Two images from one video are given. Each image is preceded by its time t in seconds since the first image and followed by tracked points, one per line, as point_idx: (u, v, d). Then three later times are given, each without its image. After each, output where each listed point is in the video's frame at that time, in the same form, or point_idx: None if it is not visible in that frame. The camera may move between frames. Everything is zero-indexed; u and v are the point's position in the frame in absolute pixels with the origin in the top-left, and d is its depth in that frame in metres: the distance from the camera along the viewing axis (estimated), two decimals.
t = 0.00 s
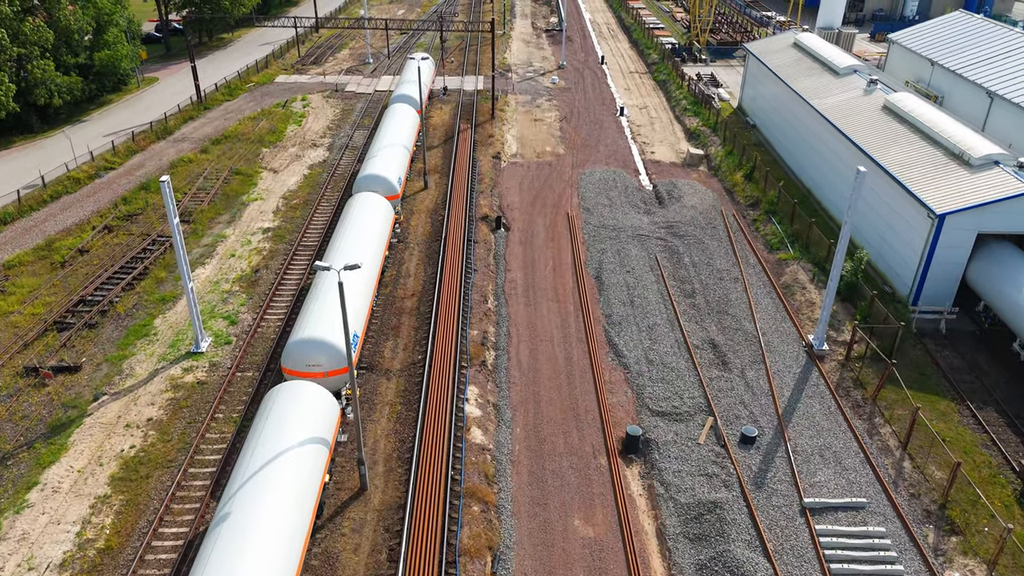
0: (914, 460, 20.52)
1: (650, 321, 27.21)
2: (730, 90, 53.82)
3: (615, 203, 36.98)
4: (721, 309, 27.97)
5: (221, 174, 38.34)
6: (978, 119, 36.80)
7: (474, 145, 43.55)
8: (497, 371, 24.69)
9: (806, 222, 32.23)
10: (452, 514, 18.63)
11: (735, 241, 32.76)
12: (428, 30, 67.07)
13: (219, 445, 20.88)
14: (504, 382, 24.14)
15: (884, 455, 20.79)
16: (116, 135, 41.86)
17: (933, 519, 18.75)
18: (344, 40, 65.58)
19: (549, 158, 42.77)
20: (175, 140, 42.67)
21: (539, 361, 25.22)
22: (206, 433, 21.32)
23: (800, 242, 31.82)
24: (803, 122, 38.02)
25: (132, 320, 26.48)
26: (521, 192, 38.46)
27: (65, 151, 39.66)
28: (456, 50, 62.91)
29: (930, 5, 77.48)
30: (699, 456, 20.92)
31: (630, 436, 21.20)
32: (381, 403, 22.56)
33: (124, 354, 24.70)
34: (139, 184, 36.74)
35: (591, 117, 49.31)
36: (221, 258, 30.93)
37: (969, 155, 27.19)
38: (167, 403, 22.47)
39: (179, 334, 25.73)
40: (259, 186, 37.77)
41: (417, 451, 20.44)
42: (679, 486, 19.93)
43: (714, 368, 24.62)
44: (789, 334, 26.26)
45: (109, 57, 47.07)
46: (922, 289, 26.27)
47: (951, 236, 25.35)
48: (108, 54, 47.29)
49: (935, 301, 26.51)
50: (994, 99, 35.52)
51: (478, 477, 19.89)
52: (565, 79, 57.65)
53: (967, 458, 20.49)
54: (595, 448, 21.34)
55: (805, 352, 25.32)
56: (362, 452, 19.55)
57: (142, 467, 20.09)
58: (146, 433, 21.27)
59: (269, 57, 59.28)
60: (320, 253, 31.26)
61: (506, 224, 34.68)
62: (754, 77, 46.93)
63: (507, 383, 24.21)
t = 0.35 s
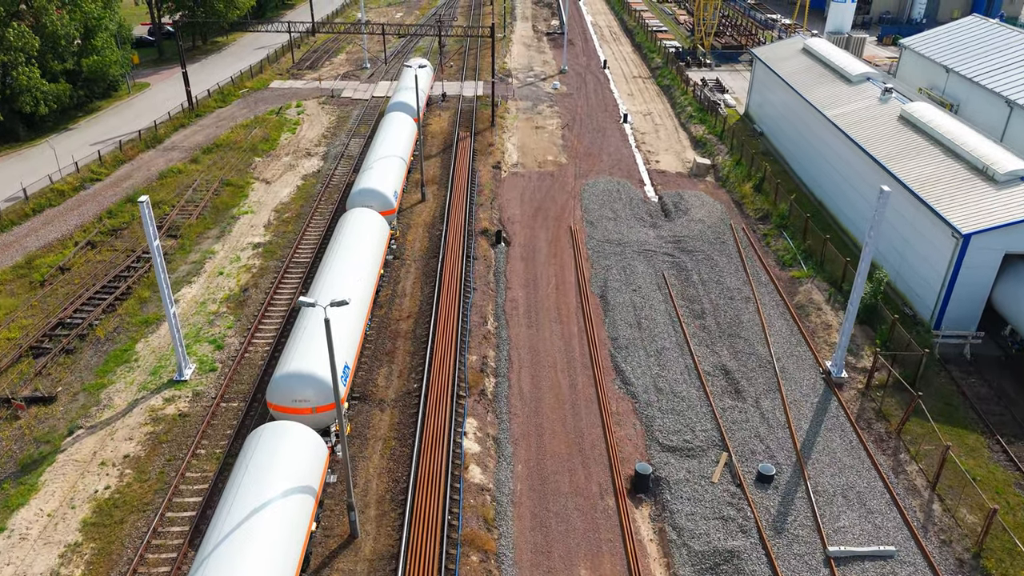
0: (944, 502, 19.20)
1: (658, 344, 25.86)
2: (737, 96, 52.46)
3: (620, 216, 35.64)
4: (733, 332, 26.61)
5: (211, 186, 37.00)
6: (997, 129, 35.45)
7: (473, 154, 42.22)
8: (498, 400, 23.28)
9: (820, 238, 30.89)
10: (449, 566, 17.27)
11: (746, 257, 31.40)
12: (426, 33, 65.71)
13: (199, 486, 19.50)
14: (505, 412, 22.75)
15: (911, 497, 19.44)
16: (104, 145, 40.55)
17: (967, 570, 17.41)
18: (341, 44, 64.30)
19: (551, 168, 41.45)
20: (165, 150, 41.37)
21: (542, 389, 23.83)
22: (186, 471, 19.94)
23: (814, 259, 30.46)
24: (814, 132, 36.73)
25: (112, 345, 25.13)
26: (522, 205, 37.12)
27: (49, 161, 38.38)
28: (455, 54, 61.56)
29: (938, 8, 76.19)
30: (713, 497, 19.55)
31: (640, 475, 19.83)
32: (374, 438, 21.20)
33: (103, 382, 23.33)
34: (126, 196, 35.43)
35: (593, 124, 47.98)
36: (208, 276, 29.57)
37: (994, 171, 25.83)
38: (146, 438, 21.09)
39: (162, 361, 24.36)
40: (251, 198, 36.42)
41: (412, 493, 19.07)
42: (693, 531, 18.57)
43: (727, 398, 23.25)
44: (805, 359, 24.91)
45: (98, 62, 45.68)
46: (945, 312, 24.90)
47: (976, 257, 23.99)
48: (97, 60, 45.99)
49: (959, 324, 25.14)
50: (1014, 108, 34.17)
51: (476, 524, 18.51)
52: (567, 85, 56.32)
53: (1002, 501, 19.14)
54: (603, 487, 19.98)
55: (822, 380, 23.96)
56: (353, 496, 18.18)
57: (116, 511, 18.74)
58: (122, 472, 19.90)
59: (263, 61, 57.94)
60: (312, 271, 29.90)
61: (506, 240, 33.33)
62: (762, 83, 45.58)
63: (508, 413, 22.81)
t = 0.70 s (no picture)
0: (978, 549, 17.93)
1: (667, 370, 24.51)
2: (743, 102, 51.14)
3: (625, 229, 34.32)
4: (746, 355, 25.28)
5: (201, 198, 35.69)
6: (1016, 140, 34.15)
7: (473, 164, 40.91)
8: (499, 431, 21.97)
9: (835, 254, 29.54)
10: None
11: (757, 274, 30.07)
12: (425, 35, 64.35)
13: (178, 531, 18.17)
14: (507, 445, 21.43)
15: (943, 543, 18.14)
16: (90, 154, 39.27)
17: None
18: (338, 48, 63.00)
19: (553, 178, 40.13)
20: (154, 159, 40.06)
21: (545, 419, 22.49)
22: (165, 514, 18.62)
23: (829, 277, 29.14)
24: (827, 141, 35.37)
25: (91, 372, 23.80)
26: (523, 217, 35.81)
27: (33, 172, 37.10)
28: (454, 58, 60.26)
29: (946, 11, 74.85)
30: (730, 542, 18.23)
31: (651, 518, 18.48)
32: (367, 475, 19.90)
33: (79, 414, 22.00)
34: (111, 209, 34.12)
35: (596, 131, 46.68)
36: (195, 295, 28.23)
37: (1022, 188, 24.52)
38: (123, 477, 19.76)
39: (143, 390, 23.03)
40: (241, 210, 35.10)
41: (407, 543, 17.65)
42: None
43: (742, 430, 21.91)
44: (823, 387, 23.60)
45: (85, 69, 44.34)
46: (970, 337, 23.58)
47: (1004, 279, 22.66)
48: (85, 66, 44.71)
49: (985, 350, 23.83)
50: None
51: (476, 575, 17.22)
52: (569, 90, 55.00)
53: None
54: (611, 531, 18.67)
55: (842, 409, 22.64)
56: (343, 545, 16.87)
57: (87, 560, 17.41)
58: (96, 515, 18.57)
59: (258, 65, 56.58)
60: (303, 289, 28.55)
61: (507, 255, 32.01)
62: (771, 89, 44.23)
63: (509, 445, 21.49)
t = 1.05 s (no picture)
0: None
1: (678, 399, 23.13)
2: (750, 108, 49.80)
3: (630, 243, 32.98)
4: (761, 382, 23.94)
5: (190, 210, 34.39)
6: None
7: (473, 174, 39.57)
8: (501, 467, 20.64)
9: (852, 273, 28.22)
10: None
11: (770, 293, 28.74)
12: (424, 39, 63.01)
13: None
14: (509, 483, 20.10)
15: None
16: (76, 165, 38.01)
17: None
18: (335, 53, 61.71)
19: (555, 188, 38.79)
20: (143, 169, 38.78)
21: (550, 454, 21.14)
22: (140, 564, 17.30)
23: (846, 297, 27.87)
24: (840, 152, 34.05)
25: (68, 402, 22.50)
26: (525, 230, 34.46)
27: (16, 184, 35.86)
28: (453, 63, 58.95)
29: (954, 14, 73.47)
30: None
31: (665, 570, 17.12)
32: (359, 519, 18.57)
33: (53, 449, 20.70)
34: (95, 223, 32.84)
35: (600, 139, 45.37)
36: (181, 316, 26.92)
37: None
38: (97, 521, 18.44)
39: (121, 422, 21.72)
40: (232, 224, 33.79)
41: (407, 545, 17.68)
42: None
43: (759, 466, 20.56)
44: (844, 418, 22.27)
45: (73, 75, 43.04)
46: (1000, 365, 22.25)
47: None
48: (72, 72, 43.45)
49: (1016, 378, 22.49)
50: None
51: None
52: (571, 95, 53.67)
53: None
54: None
55: (865, 443, 21.29)
56: None
57: None
58: (65, 566, 17.26)
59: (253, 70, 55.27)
60: (295, 310, 27.23)
61: (509, 272, 30.67)
62: (780, 95, 42.87)
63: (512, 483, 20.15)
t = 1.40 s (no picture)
0: None
1: (690, 431, 21.80)
2: (758, 114, 48.48)
3: (636, 258, 31.67)
4: (777, 411, 22.62)
5: (178, 223, 33.10)
6: None
7: (473, 184, 38.26)
8: (502, 508, 19.32)
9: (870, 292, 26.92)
10: None
11: (784, 313, 27.43)
12: (423, 43, 61.70)
13: None
14: (511, 525, 18.77)
15: None
16: (61, 176, 36.73)
17: None
18: (332, 57, 60.39)
19: (557, 199, 37.46)
20: (131, 179, 37.48)
21: (555, 492, 19.78)
22: None
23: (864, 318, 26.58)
24: (855, 163, 32.70)
25: (42, 435, 21.19)
26: (527, 245, 33.14)
27: None
28: (453, 67, 57.65)
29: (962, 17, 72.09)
30: None
31: None
32: (349, 568, 17.26)
33: (23, 488, 19.38)
34: (79, 237, 31.52)
35: (603, 147, 44.07)
36: (165, 339, 25.61)
37: None
38: (67, 571, 17.13)
39: (98, 458, 20.41)
40: (222, 238, 32.48)
41: None
42: None
43: (779, 507, 19.22)
44: (867, 452, 20.95)
45: (61, 81, 41.71)
46: None
47: None
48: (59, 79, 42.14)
49: None
50: None
51: None
52: (574, 101, 52.36)
53: None
54: None
55: (890, 481, 19.97)
56: None
57: None
58: None
59: (247, 74, 53.94)
60: (286, 332, 25.92)
61: (510, 289, 29.35)
62: (790, 102, 41.54)
63: (514, 525, 18.81)
